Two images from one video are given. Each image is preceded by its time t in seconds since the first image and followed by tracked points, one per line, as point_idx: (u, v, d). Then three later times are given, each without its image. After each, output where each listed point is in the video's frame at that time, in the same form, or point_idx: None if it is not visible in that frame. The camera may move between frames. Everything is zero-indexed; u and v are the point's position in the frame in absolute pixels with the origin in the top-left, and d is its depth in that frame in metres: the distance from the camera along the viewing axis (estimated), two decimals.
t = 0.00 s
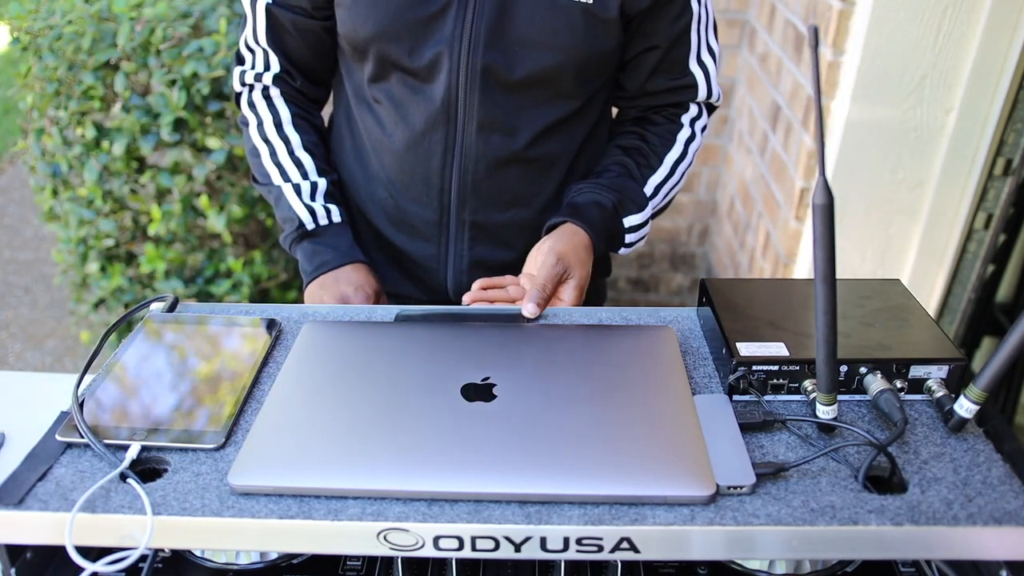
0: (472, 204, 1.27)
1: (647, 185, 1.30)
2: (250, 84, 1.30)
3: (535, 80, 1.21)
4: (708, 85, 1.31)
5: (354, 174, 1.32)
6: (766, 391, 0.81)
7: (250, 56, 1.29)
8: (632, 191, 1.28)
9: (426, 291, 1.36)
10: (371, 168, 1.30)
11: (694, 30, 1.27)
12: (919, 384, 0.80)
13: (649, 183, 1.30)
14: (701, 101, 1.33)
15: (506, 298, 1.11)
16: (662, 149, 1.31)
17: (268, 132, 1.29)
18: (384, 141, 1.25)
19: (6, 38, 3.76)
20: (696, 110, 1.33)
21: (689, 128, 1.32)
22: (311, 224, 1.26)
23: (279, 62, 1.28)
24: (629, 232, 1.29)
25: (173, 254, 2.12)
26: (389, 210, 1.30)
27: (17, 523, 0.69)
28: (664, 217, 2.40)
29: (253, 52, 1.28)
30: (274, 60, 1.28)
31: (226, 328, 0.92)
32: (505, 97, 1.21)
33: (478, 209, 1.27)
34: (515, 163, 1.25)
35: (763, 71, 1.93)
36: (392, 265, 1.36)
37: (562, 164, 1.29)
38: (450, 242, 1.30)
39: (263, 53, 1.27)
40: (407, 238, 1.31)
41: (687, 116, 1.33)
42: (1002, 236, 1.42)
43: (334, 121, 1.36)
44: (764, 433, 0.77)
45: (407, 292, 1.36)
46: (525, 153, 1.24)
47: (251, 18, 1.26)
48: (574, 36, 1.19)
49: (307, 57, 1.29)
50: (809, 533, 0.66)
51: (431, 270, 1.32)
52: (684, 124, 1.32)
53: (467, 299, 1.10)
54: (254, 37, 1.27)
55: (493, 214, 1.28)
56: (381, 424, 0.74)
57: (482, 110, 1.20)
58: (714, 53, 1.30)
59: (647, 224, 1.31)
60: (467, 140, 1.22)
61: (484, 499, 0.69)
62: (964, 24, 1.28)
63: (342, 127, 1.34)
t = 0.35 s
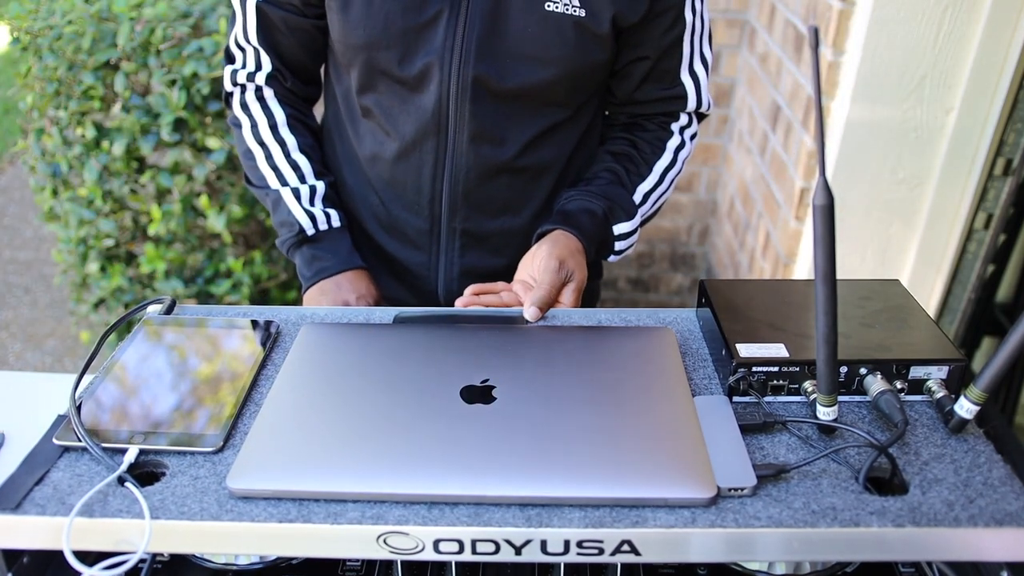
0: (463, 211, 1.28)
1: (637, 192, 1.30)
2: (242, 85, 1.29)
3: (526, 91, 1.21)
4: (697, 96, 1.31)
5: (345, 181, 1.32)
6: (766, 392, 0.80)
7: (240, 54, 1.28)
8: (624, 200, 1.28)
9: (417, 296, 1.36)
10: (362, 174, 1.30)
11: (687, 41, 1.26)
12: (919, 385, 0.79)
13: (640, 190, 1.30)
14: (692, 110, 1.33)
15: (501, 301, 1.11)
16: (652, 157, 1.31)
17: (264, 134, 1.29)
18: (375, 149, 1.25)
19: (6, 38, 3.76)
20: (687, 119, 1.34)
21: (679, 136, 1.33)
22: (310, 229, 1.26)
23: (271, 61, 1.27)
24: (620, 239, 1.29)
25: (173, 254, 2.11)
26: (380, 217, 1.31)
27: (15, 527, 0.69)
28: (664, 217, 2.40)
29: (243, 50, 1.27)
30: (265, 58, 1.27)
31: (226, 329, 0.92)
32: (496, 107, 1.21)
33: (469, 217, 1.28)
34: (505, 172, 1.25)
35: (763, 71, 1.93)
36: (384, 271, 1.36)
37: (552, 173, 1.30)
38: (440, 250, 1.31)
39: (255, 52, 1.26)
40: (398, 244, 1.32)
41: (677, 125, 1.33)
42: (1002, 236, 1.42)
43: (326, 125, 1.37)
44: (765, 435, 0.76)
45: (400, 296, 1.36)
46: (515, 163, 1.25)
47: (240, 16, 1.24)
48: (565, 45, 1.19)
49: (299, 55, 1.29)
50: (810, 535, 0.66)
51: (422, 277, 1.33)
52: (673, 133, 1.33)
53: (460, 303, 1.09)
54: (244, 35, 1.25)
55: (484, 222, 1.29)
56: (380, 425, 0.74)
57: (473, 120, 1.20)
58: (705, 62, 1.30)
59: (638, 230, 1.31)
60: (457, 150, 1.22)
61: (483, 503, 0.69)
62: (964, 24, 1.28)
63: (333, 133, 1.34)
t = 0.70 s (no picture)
0: (460, 217, 1.27)
1: (632, 201, 1.29)
2: (238, 85, 1.27)
3: (523, 100, 1.20)
4: (689, 107, 1.30)
5: (342, 185, 1.31)
6: (769, 402, 0.79)
7: (235, 55, 1.26)
8: (618, 210, 1.27)
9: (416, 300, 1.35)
10: (359, 179, 1.29)
11: (680, 52, 1.26)
12: (925, 394, 0.78)
13: (634, 199, 1.29)
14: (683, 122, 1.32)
15: (500, 307, 1.08)
16: (645, 166, 1.31)
17: (261, 136, 1.27)
18: (371, 156, 1.24)
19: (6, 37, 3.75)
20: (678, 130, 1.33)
21: (670, 146, 1.32)
22: (308, 232, 1.24)
23: (267, 62, 1.25)
24: (616, 248, 1.27)
25: (173, 254, 2.10)
26: (377, 221, 1.30)
27: (4, 541, 0.68)
28: (664, 217, 2.38)
29: (239, 50, 1.25)
30: (261, 59, 1.25)
31: (225, 330, 0.92)
32: (492, 115, 1.20)
33: (466, 223, 1.27)
34: (502, 178, 1.24)
35: (763, 71, 1.91)
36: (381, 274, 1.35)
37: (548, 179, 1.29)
38: (437, 256, 1.30)
39: (251, 52, 1.24)
40: (395, 248, 1.31)
41: (668, 135, 1.33)
42: (1001, 236, 1.37)
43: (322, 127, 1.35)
44: (768, 446, 0.75)
45: (399, 299, 1.35)
46: (511, 170, 1.24)
47: (236, 15, 1.23)
48: (561, 55, 1.18)
49: (295, 56, 1.28)
50: (815, 549, 0.64)
51: (419, 280, 1.32)
52: (665, 142, 1.32)
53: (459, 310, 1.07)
54: (240, 35, 1.24)
55: (481, 228, 1.29)
56: (377, 435, 0.73)
57: (472, 128, 1.19)
58: (699, 76, 1.29)
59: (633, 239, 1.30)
60: (454, 157, 1.21)
61: (482, 516, 0.68)
62: (964, 24, 1.27)
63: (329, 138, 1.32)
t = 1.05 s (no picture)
0: (461, 217, 1.26)
1: (626, 204, 1.28)
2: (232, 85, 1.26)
3: (521, 102, 1.19)
4: (680, 111, 1.30)
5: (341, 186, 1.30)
6: (769, 409, 0.78)
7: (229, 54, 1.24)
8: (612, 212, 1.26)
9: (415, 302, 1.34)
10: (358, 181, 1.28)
11: (672, 56, 1.25)
12: (927, 402, 0.77)
13: (628, 201, 1.28)
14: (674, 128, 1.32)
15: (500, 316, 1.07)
16: (638, 168, 1.29)
17: (257, 134, 1.25)
18: (370, 157, 1.23)
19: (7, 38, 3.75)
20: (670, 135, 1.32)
21: (663, 151, 1.31)
22: (308, 229, 1.23)
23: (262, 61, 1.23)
24: (611, 251, 1.26)
25: (173, 254, 2.09)
26: (376, 222, 1.29)
27: None
28: (664, 217, 2.37)
29: (232, 49, 1.24)
30: (256, 57, 1.23)
31: (224, 333, 0.91)
32: (492, 117, 1.20)
33: (466, 225, 1.27)
34: (502, 181, 1.24)
35: (763, 71, 1.91)
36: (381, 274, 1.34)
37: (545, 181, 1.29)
38: (436, 256, 1.29)
39: (245, 51, 1.23)
40: (396, 249, 1.30)
41: (660, 139, 1.31)
42: (1001, 236, 1.34)
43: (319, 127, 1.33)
44: (768, 454, 0.74)
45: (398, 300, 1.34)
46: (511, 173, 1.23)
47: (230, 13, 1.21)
48: (559, 58, 1.17)
49: (292, 54, 1.26)
50: (816, 560, 0.64)
51: (420, 281, 1.31)
52: (658, 147, 1.31)
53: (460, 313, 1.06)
54: (234, 34, 1.22)
55: (482, 227, 1.28)
56: (372, 441, 0.72)
57: (473, 132, 1.18)
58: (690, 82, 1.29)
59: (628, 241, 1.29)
60: (453, 160, 1.20)
61: (477, 524, 0.67)
62: (964, 24, 1.26)
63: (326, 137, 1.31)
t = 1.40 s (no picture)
0: (468, 219, 1.27)
1: (630, 198, 1.28)
2: (258, 117, 1.16)
3: (527, 104, 1.20)
4: (678, 106, 1.30)
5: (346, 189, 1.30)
6: (770, 409, 0.78)
7: (247, 85, 1.14)
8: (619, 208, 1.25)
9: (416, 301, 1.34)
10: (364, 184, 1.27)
11: (670, 51, 1.25)
12: (928, 402, 0.77)
13: (632, 195, 1.28)
14: (673, 120, 1.32)
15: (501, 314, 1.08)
16: (640, 163, 1.29)
17: (296, 162, 1.17)
18: (378, 162, 1.23)
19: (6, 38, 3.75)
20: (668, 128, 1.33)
21: (662, 144, 1.31)
22: (376, 243, 1.17)
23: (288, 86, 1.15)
24: (617, 247, 1.26)
25: (173, 254, 2.09)
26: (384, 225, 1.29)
27: None
28: (664, 217, 2.37)
29: (252, 78, 1.14)
30: (281, 83, 1.14)
31: (224, 332, 0.91)
32: (500, 120, 1.20)
33: (473, 225, 1.27)
34: (510, 183, 1.24)
35: (763, 71, 1.91)
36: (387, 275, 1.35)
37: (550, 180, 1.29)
38: (445, 256, 1.29)
39: (268, 78, 1.13)
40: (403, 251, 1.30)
41: (659, 134, 1.32)
42: (1002, 236, 1.35)
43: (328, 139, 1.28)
44: (769, 453, 0.74)
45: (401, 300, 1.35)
46: (521, 177, 1.24)
47: (250, 39, 1.11)
48: (564, 58, 1.18)
49: (315, 73, 1.18)
50: (816, 559, 0.64)
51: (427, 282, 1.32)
52: (657, 141, 1.31)
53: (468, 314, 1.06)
54: (257, 62, 1.12)
55: (487, 228, 1.29)
56: (373, 440, 0.72)
57: (484, 137, 1.19)
58: (687, 77, 1.29)
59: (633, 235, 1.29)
60: (464, 165, 1.21)
61: (477, 524, 0.67)
62: (964, 24, 1.27)
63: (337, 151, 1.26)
